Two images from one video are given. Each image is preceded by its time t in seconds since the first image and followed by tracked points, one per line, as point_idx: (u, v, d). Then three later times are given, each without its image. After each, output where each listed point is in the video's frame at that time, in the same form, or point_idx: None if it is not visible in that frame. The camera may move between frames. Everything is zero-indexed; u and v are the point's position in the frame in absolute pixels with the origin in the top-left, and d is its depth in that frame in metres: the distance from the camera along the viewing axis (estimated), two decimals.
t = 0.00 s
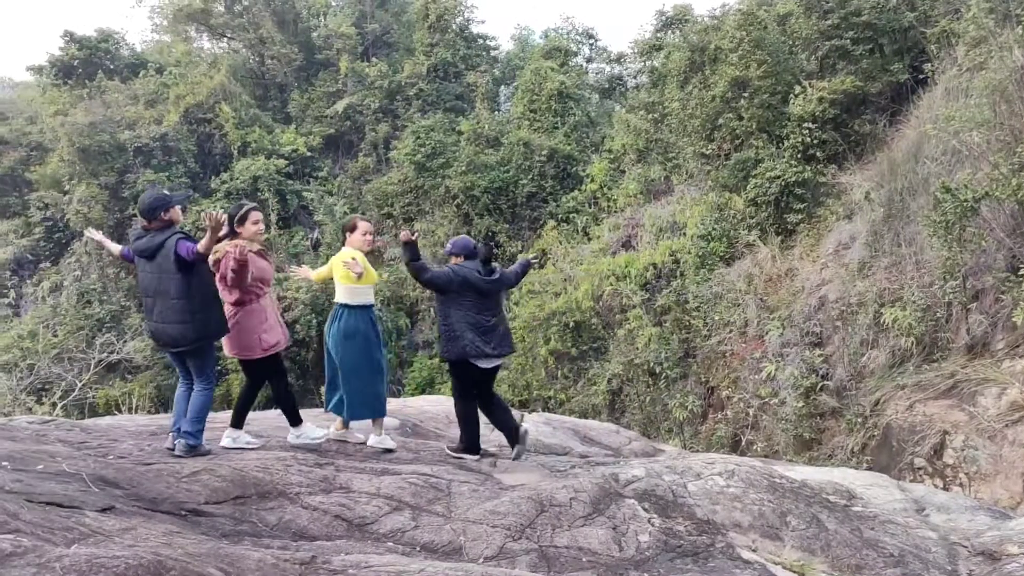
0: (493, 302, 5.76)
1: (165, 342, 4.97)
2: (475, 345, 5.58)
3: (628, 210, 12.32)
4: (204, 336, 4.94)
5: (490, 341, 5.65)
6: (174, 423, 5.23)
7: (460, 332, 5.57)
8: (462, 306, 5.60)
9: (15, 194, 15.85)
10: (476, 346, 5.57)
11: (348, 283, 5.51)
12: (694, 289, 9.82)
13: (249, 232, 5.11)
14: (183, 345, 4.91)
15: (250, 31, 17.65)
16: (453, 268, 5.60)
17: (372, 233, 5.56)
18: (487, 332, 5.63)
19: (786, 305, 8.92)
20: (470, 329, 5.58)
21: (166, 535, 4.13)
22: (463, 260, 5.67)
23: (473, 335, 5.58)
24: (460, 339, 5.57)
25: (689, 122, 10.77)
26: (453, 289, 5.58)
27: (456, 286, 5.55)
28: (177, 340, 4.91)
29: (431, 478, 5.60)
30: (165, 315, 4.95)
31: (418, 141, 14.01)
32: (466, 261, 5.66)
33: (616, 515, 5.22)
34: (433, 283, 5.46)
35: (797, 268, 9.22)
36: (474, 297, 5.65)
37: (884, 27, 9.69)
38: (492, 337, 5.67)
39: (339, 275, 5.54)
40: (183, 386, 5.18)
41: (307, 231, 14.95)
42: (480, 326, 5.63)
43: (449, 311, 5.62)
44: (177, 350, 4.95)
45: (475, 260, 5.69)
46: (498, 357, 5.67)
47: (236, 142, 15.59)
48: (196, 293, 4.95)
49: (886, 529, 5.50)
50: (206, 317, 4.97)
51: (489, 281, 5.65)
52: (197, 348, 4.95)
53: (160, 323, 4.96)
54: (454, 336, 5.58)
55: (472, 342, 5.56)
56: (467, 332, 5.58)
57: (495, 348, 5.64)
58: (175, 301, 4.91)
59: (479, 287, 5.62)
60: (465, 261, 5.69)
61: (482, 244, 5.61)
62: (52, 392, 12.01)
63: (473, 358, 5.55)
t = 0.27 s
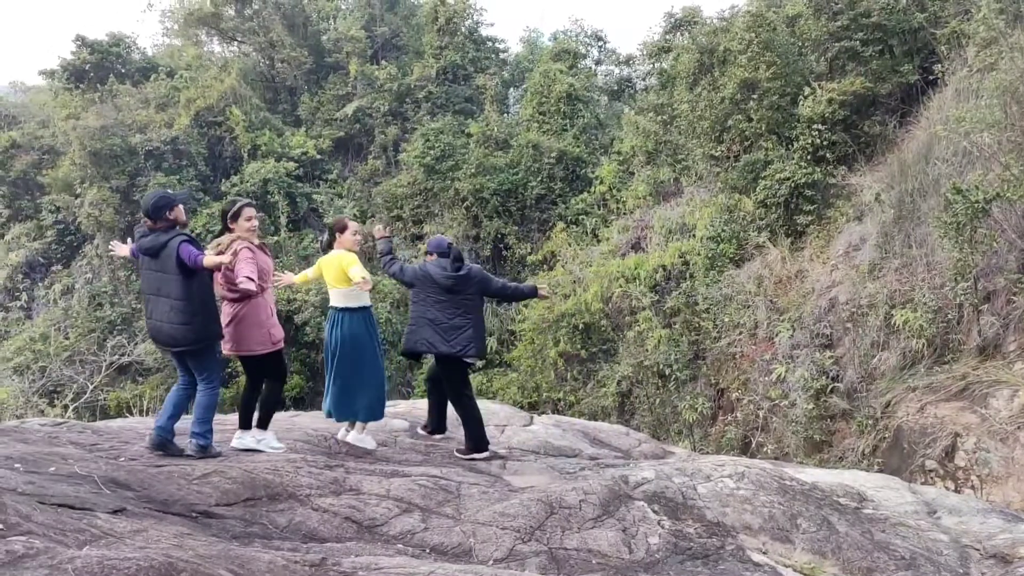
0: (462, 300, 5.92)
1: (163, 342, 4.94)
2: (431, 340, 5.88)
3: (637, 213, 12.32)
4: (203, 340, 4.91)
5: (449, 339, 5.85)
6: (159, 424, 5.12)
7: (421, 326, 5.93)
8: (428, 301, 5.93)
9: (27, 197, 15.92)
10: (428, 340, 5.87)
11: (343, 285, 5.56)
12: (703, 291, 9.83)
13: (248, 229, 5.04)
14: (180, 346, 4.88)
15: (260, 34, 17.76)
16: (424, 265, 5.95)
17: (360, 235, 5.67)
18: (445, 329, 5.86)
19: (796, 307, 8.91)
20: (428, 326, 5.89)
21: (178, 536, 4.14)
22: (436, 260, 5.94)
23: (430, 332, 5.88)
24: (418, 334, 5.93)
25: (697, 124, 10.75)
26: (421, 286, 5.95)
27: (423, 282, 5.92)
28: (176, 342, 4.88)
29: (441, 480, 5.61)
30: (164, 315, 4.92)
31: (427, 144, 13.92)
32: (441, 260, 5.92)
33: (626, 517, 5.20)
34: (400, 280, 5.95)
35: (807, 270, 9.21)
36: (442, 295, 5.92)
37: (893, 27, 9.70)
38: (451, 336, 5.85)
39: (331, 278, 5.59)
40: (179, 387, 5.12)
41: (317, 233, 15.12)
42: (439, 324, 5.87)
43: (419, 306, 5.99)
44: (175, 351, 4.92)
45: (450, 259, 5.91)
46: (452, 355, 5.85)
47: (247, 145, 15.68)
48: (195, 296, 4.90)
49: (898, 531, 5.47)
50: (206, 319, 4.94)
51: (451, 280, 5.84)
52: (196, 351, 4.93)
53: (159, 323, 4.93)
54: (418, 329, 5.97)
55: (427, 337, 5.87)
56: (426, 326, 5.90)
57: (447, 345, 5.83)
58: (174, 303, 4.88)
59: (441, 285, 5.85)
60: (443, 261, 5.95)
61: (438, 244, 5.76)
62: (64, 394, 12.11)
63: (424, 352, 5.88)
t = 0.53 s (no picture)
0: (435, 297, 6.05)
1: (144, 350, 4.92)
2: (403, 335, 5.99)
3: (642, 215, 12.33)
4: (180, 349, 4.89)
5: (416, 334, 5.97)
6: (155, 431, 5.07)
7: (395, 322, 6.06)
8: (402, 298, 6.09)
9: (33, 201, 15.98)
10: (400, 334, 5.97)
11: (335, 293, 5.43)
12: (709, 293, 9.79)
13: (249, 230, 5.02)
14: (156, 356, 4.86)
15: (265, 38, 17.86)
16: (402, 264, 6.16)
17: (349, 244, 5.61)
18: (417, 323, 6.00)
19: (801, 310, 8.90)
20: (399, 320, 6.04)
21: (183, 540, 4.13)
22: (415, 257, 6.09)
23: (399, 326, 6.02)
24: (388, 329, 6.08)
25: (702, 127, 10.77)
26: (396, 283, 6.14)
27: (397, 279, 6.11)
28: (155, 350, 4.86)
29: (446, 483, 5.60)
30: (147, 322, 4.90)
31: (432, 147, 14.05)
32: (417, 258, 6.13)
33: (631, 520, 5.18)
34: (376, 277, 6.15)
35: (812, 272, 9.20)
36: (416, 292, 6.08)
37: (898, 29, 9.73)
38: (423, 331, 5.98)
39: (322, 286, 5.47)
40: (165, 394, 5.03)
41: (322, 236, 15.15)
42: (411, 319, 6.01)
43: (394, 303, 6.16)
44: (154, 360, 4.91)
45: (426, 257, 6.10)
46: (423, 348, 5.95)
47: (252, 148, 15.68)
48: (177, 305, 4.87)
49: (905, 534, 5.44)
50: (187, 328, 4.92)
51: (424, 276, 6.01)
52: (178, 359, 4.92)
53: (141, 329, 4.92)
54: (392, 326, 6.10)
55: (398, 332, 5.98)
56: (399, 321, 6.04)
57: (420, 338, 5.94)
58: (155, 311, 4.87)
59: (414, 281, 6.04)
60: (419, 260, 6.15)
61: (415, 240, 5.97)
62: (69, 398, 12.17)
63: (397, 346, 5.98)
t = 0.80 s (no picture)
0: (421, 297, 6.15)
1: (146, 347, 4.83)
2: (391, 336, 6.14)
3: (645, 218, 12.32)
4: (185, 342, 4.81)
5: (402, 334, 6.10)
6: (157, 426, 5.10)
7: (384, 324, 6.21)
8: (389, 299, 6.23)
9: (36, 205, 16.01)
10: (388, 335, 6.13)
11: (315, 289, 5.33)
12: (712, 296, 9.76)
13: (249, 231, 5.03)
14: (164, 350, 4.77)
15: (267, 42, 17.89)
16: (388, 265, 6.28)
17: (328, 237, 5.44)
18: (403, 324, 6.12)
19: (804, 312, 8.90)
20: (387, 320, 6.18)
21: (185, 544, 4.12)
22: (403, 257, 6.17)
23: (386, 326, 6.17)
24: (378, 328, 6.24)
25: (705, 129, 10.76)
26: (383, 285, 6.27)
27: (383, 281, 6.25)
28: (159, 346, 4.78)
29: (449, 487, 5.59)
30: (148, 317, 4.81)
31: (434, 150, 14.02)
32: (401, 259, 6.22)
33: (634, 523, 5.17)
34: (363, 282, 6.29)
35: (815, 274, 9.19)
36: (402, 293, 6.20)
37: (900, 31, 9.73)
38: (409, 330, 6.10)
39: (303, 282, 5.36)
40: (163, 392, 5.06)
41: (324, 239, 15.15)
42: (398, 319, 6.13)
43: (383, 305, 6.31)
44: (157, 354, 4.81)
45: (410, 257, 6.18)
46: (410, 348, 6.07)
47: (254, 151, 15.70)
48: (179, 297, 4.80)
49: (908, 537, 5.43)
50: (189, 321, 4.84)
51: (407, 277, 6.11)
52: (179, 353, 4.83)
53: (141, 326, 4.83)
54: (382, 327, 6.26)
55: (386, 333, 6.13)
56: (387, 323, 6.18)
57: (406, 339, 6.06)
58: (157, 304, 4.77)
59: (398, 282, 6.15)
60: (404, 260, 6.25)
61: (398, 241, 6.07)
62: (72, 403, 12.20)
63: (386, 348, 6.14)
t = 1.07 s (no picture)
0: (397, 296, 6.19)
1: (144, 358, 4.79)
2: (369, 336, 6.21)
3: (645, 220, 12.32)
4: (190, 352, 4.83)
5: (379, 333, 6.16)
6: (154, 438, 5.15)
7: (360, 323, 6.26)
8: (366, 298, 6.27)
9: (36, 209, 16.03)
10: (366, 335, 6.21)
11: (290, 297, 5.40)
12: (712, 298, 9.76)
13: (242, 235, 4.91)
14: (167, 360, 4.78)
15: (268, 45, 17.91)
16: (363, 264, 6.30)
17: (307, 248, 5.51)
18: (380, 323, 6.18)
19: (805, 314, 8.90)
20: (364, 319, 6.24)
21: (186, 547, 4.13)
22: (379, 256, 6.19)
23: (364, 325, 6.22)
24: (356, 327, 6.29)
25: (705, 132, 10.76)
26: (358, 284, 6.30)
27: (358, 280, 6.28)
28: (162, 357, 4.77)
29: (450, 489, 5.59)
30: (149, 328, 4.78)
31: (435, 154, 14.00)
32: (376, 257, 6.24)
33: (635, 525, 5.17)
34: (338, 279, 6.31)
35: (816, 276, 9.20)
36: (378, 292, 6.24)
37: (899, 33, 9.75)
38: (386, 330, 6.16)
39: (276, 289, 5.42)
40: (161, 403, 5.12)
41: (325, 242, 15.16)
42: (374, 319, 6.19)
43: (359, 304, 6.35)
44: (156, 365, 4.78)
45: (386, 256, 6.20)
46: (388, 348, 6.15)
47: (254, 155, 15.72)
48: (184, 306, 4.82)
49: (910, 539, 5.42)
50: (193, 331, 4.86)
51: (382, 277, 6.15)
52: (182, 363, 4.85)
53: (141, 337, 4.79)
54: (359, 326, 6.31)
55: (364, 333, 6.20)
56: (364, 322, 6.24)
57: (384, 339, 6.14)
58: (159, 315, 4.76)
59: (373, 282, 6.19)
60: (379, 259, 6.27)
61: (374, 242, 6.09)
62: (73, 406, 12.16)
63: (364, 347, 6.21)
